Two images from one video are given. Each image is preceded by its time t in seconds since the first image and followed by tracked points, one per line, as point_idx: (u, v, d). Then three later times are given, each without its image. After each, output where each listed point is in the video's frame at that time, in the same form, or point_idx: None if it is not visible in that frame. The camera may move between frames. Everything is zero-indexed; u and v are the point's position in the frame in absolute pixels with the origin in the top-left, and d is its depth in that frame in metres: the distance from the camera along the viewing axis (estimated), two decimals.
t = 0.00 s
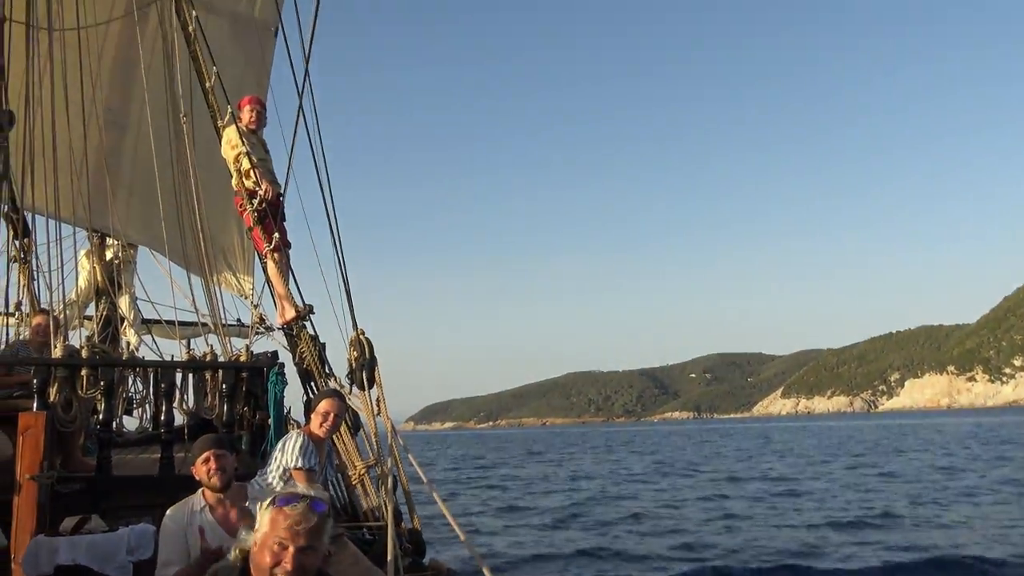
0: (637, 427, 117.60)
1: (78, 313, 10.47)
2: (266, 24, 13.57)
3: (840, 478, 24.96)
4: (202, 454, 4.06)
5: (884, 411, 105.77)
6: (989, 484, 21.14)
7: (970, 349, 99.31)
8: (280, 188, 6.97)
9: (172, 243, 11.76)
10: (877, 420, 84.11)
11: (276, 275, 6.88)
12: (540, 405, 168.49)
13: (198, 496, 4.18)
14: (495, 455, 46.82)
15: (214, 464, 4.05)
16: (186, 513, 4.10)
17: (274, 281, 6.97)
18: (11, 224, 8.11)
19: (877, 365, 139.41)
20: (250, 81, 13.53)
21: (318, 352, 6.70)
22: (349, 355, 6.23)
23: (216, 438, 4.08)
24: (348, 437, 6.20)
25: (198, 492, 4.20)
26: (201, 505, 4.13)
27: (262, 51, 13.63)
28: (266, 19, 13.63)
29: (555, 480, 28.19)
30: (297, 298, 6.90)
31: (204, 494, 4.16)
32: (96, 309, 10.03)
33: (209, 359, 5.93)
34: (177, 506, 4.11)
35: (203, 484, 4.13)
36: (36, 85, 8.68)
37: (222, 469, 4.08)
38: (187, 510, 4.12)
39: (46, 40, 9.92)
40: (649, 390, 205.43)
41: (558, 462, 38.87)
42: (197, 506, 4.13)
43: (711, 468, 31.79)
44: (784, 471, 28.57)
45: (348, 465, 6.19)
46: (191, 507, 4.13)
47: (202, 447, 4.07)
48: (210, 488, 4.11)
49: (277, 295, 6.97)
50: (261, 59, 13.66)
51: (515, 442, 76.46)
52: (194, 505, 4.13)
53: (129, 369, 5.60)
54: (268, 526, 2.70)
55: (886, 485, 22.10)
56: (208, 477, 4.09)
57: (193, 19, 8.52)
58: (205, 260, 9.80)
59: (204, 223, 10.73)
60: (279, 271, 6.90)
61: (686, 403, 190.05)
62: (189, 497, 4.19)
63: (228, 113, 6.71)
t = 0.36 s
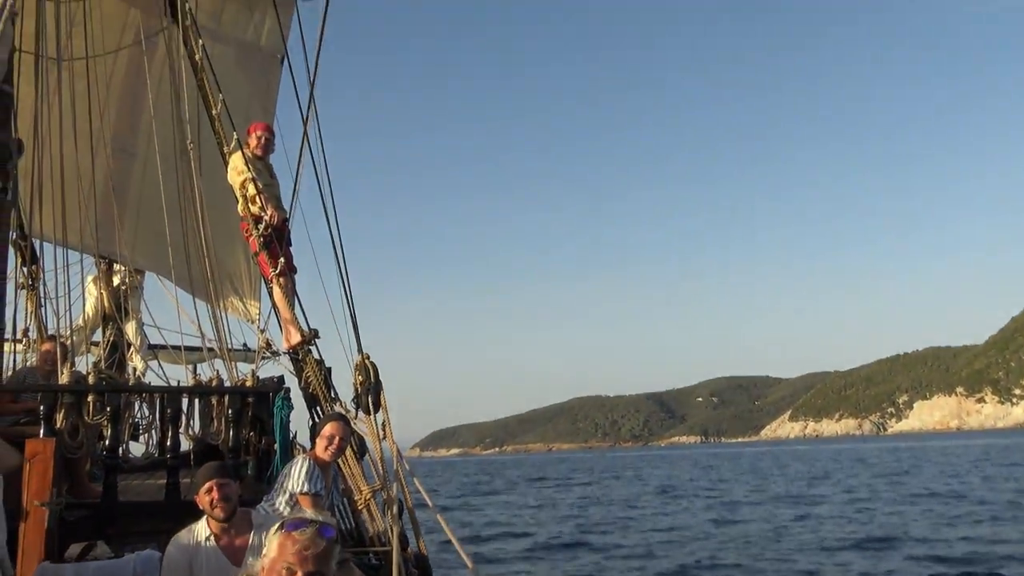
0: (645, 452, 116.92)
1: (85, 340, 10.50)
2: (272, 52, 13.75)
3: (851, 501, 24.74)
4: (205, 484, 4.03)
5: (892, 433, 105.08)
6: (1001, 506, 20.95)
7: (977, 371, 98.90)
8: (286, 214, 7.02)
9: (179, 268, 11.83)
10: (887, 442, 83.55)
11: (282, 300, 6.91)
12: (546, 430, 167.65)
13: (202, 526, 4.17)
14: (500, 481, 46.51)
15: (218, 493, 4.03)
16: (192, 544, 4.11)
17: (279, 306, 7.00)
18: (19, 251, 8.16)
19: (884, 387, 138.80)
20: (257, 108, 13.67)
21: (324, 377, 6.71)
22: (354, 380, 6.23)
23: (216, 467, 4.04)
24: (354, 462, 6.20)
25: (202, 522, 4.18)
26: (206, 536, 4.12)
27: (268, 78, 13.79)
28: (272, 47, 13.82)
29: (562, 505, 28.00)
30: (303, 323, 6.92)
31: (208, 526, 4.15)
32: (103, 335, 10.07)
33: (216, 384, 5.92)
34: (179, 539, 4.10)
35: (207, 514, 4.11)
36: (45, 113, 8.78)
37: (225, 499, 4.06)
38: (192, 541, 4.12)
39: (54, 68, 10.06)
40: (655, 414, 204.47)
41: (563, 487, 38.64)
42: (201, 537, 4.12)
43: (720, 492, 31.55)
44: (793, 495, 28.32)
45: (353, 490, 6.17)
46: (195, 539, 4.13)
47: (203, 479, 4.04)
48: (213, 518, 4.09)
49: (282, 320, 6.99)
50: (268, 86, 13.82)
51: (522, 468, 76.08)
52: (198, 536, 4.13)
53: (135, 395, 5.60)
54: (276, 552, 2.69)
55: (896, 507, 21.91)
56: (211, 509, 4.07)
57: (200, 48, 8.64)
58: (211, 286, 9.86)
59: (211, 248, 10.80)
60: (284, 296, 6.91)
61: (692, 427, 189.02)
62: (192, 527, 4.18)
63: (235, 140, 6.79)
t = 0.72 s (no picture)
0: (650, 472, 116.40)
1: (89, 357, 10.51)
2: (278, 70, 13.87)
3: (858, 521, 24.58)
4: (210, 502, 4.03)
5: (898, 453, 104.47)
6: (1009, 526, 20.82)
7: (983, 390, 98.50)
8: (290, 231, 7.04)
9: (183, 285, 11.86)
10: (893, 462, 83.12)
11: (286, 318, 6.91)
12: (549, 449, 166.92)
13: (203, 545, 4.15)
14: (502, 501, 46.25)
15: (222, 514, 4.03)
16: (193, 564, 4.07)
17: (283, 324, 7.00)
18: (24, 269, 8.17)
19: (890, 406, 138.18)
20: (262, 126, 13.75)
21: (327, 395, 6.71)
22: (358, 397, 6.23)
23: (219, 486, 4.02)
24: (357, 480, 6.18)
25: (203, 542, 4.16)
26: (207, 555, 4.10)
27: (273, 97, 13.88)
28: (278, 66, 13.92)
29: (567, 524, 27.87)
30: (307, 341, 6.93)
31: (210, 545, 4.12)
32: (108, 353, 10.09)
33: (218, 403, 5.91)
34: (180, 559, 4.08)
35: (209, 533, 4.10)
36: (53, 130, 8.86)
37: (228, 519, 4.04)
38: (193, 561, 4.10)
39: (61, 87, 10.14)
40: (659, 433, 203.59)
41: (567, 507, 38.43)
42: (202, 556, 4.10)
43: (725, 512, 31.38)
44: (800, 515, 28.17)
45: (357, 508, 6.15)
46: (196, 558, 4.11)
47: (207, 499, 4.03)
48: (215, 537, 4.07)
49: (286, 338, 6.99)
50: (273, 105, 13.91)
51: (526, 487, 75.73)
52: (200, 555, 4.11)
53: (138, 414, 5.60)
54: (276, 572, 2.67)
55: (903, 527, 21.77)
56: (214, 530, 4.05)
57: (206, 68, 8.71)
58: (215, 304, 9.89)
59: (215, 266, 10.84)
60: (288, 313, 6.93)
61: (697, 446, 188.06)
62: (194, 546, 4.16)
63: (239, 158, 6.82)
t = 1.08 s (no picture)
0: (653, 487, 116.08)
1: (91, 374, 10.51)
2: (279, 86, 13.96)
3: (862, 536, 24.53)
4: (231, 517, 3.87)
5: (901, 468, 104.11)
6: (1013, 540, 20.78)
7: (985, 405, 98.37)
8: (292, 246, 7.05)
9: (184, 301, 11.87)
10: (896, 476, 82.96)
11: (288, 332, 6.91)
12: (550, 464, 166.35)
13: (206, 559, 3.95)
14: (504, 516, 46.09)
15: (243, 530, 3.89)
16: None
17: (285, 339, 7.00)
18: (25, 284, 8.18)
19: (892, 421, 137.82)
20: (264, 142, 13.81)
21: (328, 409, 6.71)
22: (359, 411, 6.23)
23: (245, 501, 3.88)
24: (359, 495, 6.16)
25: (205, 555, 3.96)
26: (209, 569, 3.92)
27: (274, 113, 13.95)
28: (279, 82, 14.02)
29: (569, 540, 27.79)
30: (308, 355, 6.93)
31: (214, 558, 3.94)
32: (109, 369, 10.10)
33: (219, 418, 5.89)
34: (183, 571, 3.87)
35: (220, 547, 3.92)
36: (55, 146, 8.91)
37: (249, 534, 3.92)
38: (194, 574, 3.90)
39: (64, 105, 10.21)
40: (660, 448, 202.96)
41: (569, 522, 38.28)
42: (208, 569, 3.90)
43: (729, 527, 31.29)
44: (802, 530, 28.10)
45: (358, 523, 6.13)
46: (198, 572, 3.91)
47: (231, 511, 3.87)
48: (226, 551, 3.92)
49: (288, 353, 6.99)
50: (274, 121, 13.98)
51: (528, 503, 75.48)
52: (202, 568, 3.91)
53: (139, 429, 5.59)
54: None
55: (907, 543, 21.71)
56: (231, 544, 3.92)
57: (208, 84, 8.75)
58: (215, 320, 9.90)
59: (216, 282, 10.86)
60: (290, 327, 6.93)
61: (698, 461, 187.39)
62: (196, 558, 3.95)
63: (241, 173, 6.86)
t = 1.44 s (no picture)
0: (651, 498, 115.78)
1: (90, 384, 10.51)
2: (279, 97, 14.03)
3: (861, 548, 24.51)
4: (238, 521, 3.88)
5: (900, 480, 103.88)
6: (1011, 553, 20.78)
7: (984, 417, 98.30)
8: (291, 257, 7.07)
9: (183, 312, 11.89)
10: (895, 489, 82.78)
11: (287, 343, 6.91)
12: (549, 475, 165.92)
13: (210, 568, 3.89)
14: (503, 527, 45.94)
15: (251, 537, 3.90)
16: None
17: (284, 350, 7.01)
18: (25, 295, 8.18)
19: (891, 433, 137.63)
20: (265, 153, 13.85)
21: (328, 420, 6.70)
22: (359, 422, 6.23)
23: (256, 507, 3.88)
24: (358, 505, 6.15)
25: (211, 563, 3.92)
26: None
27: (274, 124, 14.00)
28: (279, 94, 14.09)
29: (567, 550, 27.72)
30: (308, 366, 6.94)
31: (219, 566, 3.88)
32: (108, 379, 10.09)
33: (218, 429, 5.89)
34: None
35: (227, 552, 3.90)
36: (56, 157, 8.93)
37: (259, 541, 3.92)
38: None
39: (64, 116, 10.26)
40: (659, 459, 202.50)
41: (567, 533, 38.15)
42: None
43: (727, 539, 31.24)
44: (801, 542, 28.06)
45: (356, 534, 6.12)
46: None
47: (242, 517, 3.86)
48: (233, 557, 3.89)
49: (287, 364, 7.00)
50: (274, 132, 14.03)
51: (526, 512, 75.30)
52: None
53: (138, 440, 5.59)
54: None
55: (906, 555, 21.72)
56: (239, 552, 3.89)
57: (208, 96, 8.80)
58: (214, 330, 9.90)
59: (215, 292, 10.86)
60: (289, 338, 6.94)
61: (697, 472, 186.97)
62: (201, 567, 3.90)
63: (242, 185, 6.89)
